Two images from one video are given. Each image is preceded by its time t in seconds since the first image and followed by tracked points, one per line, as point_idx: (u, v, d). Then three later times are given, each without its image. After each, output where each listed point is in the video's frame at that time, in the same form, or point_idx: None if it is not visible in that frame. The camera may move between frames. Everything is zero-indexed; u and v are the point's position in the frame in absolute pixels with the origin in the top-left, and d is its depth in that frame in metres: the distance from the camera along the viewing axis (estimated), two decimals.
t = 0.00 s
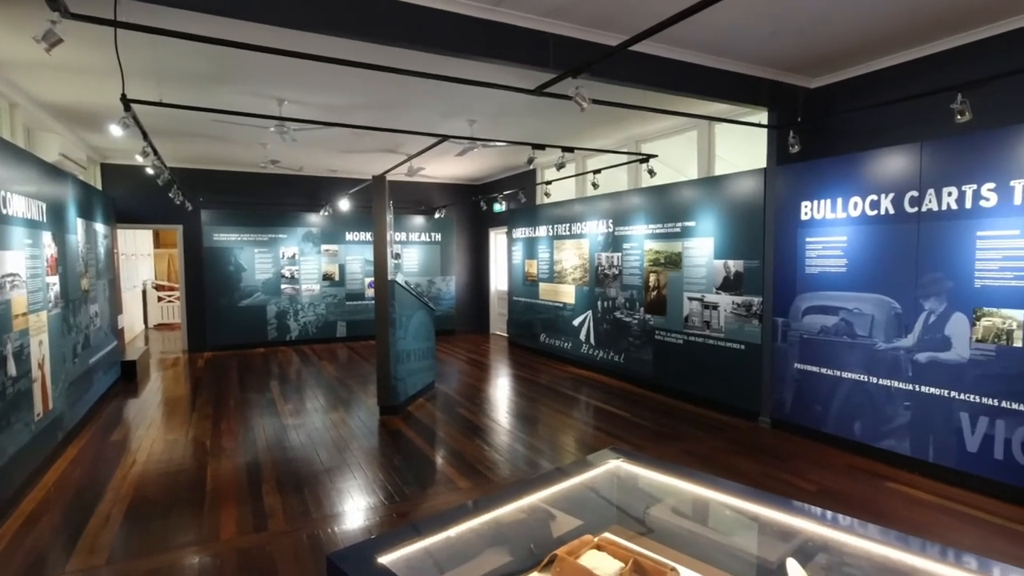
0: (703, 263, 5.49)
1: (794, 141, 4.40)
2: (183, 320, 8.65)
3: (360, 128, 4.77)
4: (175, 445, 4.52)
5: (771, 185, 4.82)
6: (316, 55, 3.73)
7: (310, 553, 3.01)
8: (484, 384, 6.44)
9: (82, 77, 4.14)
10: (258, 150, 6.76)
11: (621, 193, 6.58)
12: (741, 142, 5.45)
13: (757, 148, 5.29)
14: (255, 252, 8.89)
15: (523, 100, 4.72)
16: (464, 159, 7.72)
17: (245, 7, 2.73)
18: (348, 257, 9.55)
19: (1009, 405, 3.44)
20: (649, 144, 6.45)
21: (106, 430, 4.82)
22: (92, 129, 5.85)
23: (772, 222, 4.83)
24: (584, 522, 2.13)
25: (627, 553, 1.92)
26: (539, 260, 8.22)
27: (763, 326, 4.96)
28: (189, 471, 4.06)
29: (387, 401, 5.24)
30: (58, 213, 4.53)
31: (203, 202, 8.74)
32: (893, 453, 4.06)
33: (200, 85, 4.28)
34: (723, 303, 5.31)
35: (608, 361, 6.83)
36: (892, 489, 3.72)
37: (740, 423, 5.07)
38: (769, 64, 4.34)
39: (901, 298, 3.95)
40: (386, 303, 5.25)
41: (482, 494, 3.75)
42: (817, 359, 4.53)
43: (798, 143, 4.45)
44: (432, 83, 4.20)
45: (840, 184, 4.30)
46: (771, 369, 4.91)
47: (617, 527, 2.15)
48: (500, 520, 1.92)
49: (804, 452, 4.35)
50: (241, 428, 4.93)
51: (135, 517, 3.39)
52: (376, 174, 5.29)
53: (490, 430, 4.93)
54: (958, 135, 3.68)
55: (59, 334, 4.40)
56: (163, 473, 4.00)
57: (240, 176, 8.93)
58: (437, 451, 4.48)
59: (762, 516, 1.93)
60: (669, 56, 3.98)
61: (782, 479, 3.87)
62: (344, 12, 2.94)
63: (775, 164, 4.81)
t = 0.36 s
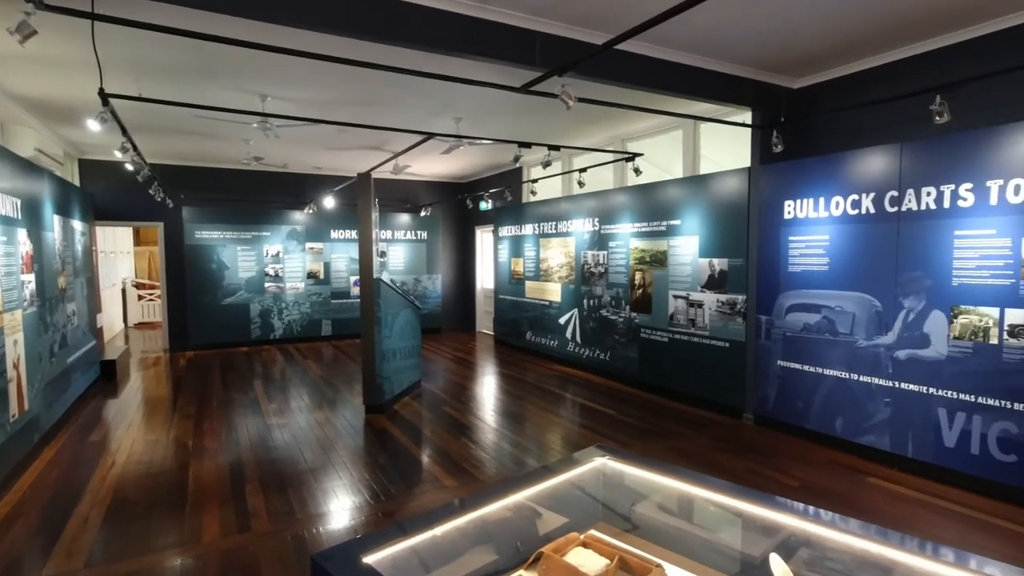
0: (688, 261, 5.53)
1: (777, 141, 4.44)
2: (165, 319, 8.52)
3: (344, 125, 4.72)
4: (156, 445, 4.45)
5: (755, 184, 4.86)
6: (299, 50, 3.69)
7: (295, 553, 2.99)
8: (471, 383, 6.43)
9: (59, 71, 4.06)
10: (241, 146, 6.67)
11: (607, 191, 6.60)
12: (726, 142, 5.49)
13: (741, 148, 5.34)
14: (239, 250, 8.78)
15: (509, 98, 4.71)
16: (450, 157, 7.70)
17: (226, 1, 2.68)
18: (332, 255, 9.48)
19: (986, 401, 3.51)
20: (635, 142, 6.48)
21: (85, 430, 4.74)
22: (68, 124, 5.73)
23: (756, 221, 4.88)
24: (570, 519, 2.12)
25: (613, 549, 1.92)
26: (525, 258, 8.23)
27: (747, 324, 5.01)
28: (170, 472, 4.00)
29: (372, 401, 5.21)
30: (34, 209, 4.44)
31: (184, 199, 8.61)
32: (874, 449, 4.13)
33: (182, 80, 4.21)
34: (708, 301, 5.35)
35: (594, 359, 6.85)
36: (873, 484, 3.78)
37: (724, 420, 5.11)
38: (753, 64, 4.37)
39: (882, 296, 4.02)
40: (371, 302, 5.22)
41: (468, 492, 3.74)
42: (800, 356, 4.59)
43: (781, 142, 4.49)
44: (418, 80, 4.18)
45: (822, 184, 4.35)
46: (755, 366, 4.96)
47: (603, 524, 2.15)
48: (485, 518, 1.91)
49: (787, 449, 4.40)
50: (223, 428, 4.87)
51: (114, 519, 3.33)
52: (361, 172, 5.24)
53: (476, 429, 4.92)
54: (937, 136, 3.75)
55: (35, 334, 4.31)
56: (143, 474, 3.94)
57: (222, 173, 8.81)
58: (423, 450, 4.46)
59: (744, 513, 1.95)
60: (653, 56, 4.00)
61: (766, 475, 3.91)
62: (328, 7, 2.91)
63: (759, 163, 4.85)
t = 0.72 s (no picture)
0: (670, 260, 5.57)
1: (757, 140, 4.49)
2: (141, 319, 8.36)
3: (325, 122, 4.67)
4: (132, 448, 4.36)
5: (736, 183, 4.92)
6: (277, 45, 3.64)
7: (275, 555, 2.95)
8: (454, 382, 6.41)
9: (28, 64, 3.96)
10: (218, 143, 6.57)
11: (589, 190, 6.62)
12: (706, 141, 5.54)
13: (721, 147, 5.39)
14: (217, 249, 8.65)
15: (491, 97, 4.70)
16: (433, 155, 7.66)
17: None
18: (314, 254, 9.38)
19: (958, 395, 3.60)
20: (617, 141, 6.51)
21: (57, 433, 4.63)
22: (38, 119, 5.59)
23: (736, 219, 4.93)
24: (552, 517, 2.11)
25: (595, 546, 1.92)
26: (508, 257, 8.23)
27: (728, 322, 5.06)
28: (147, 475, 3.93)
29: (354, 400, 5.17)
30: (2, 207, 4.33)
31: (161, 197, 8.46)
32: (851, 443, 4.20)
33: (157, 75, 4.13)
34: (690, 299, 5.40)
35: (577, 357, 6.87)
36: (851, 479, 3.84)
37: (706, 417, 5.16)
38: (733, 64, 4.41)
39: (859, 293, 4.09)
40: (353, 301, 5.17)
41: (451, 491, 3.73)
42: (779, 353, 4.65)
43: (761, 142, 4.54)
44: (399, 77, 4.15)
45: (801, 182, 4.41)
46: (735, 363, 5.01)
47: (586, 522, 2.14)
48: (468, 517, 1.89)
49: (767, 445, 4.46)
50: (202, 429, 4.79)
51: (89, 524, 3.26)
52: (343, 169, 5.20)
53: (460, 428, 4.91)
54: (911, 136, 3.82)
55: (4, 334, 4.20)
56: (119, 477, 3.86)
57: (200, 170, 8.67)
58: (406, 449, 4.44)
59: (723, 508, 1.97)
60: (635, 54, 4.01)
61: (748, 471, 3.96)
62: (307, 3, 2.87)
63: (739, 163, 4.90)
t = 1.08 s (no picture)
0: (653, 257, 5.61)
1: (738, 138, 4.53)
2: (118, 319, 8.21)
3: (305, 118, 4.62)
4: (108, 451, 4.28)
5: (717, 181, 4.96)
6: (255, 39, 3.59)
7: (256, 557, 2.92)
8: (438, 380, 6.39)
9: None
10: (196, 139, 6.46)
11: (573, 187, 6.63)
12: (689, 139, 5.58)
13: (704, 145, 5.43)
14: (197, 247, 8.53)
15: (474, 94, 4.69)
16: (416, 153, 7.62)
17: None
18: (296, 252, 9.29)
19: (933, 389, 3.67)
20: (600, 139, 6.52)
21: (31, 437, 4.53)
22: (8, 114, 5.45)
23: (718, 217, 4.97)
24: (535, 514, 2.11)
25: (579, 544, 1.90)
26: (492, 254, 8.22)
27: (710, 319, 5.10)
28: (124, 478, 3.86)
29: (338, 400, 5.13)
30: None
31: (138, 195, 8.30)
32: (831, 438, 4.26)
33: (132, 70, 4.05)
34: (673, 297, 5.43)
35: (561, 355, 6.89)
36: (831, 473, 3.90)
37: (689, 413, 5.21)
38: (713, 63, 4.44)
39: (838, 290, 4.14)
40: (335, 300, 5.12)
41: (435, 490, 3.72)
42: (760, 349, 4.70)
43: (742, 140, 4.58)
44: (381, 73, 4.11)
45: (782, 181, 4.46)
46: (717, 360, 5.06)
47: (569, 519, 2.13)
48: (451, 516, 1.87)
49: (749, 440, 4.50)
50: (181, 431, 4.72)
51: (63, 529, 3.19)
52: (324, 167, 5.14)
53: (444, 427, 4.89)
54: (888, 136, 3.89)
55: None
56: (95, 481, 3.79)
57: (178, 167, 8.52)
58: (390, 449, 4.41)
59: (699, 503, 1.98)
60: (616, 52, 4.02)
61: (731, 467, 3.99)
62: None
63: (721, 161, 4.94)
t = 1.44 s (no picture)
0: (636, 254, 5.63)
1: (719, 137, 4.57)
2: (95, 321, 8.06)
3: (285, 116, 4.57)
4: (84, 455, 4.20)
5: (699, 179, 4.99)
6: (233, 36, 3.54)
7: (237, 560, 2.88)
8: (423, 380, 6.36)
9: None
10: (172, 137, 6.36)
11: (556, 185, 6.65)
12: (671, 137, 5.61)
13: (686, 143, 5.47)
14: (175, 247, 8.42)
15: (457, 92, 4.67)
16: (398, 151, 7.58)
17: None
18: (277, 251, 9.19)
19: (911, 383, 3.73)
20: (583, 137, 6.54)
21: (4, 442, 4.42)
22: None
23: (700, 215, 5.01)
24: (520, 513, 2.06)
25: (566, 543, 1.85)
26: (475, 253, 8.21)
27: (693, 315, 5.14)
28: (100, 482, 3.79)
29: (321, 400, 5.09)
30: None
31: (114, 194, 8.15)
32: (812, 432, 4.32)
33: (105, 66, 3.98)
34: (656, 294, 5.47)
35: (545, 353, 6.91)
36: (812, 467, 3.94)
37: (672, 409, 5.25)
38: (694, 61, 4.47)
39: (817, 285, 4.20)
40: (318, 299, 5.07)
41: (419, 490, 3.71)
42: (742, 345, 4.75)
43: (723, 138, 4.62)
44: (361, 70, 4.08)
45: (762, 178, 4.50)
46: (700, 356, 5.10)
47: (553, 518, 2.08)
48: (433, 516, 1.85)
49: (732, 436, 4.55)
50: (160, 434, 4.64)
51: (38, 536, 3.13)
52: (305, 166, 5.09)
53: (429, 426, 4.88)
54: (865, 134, 3.95)
55: None
56: (70, 486, 3.71)
57: (155, 166, 8.39)
58: (374, 449, 4.38)
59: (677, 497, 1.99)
60: (597, 50, 4.03)
61: (713, 463, 4.03)
62: None
63: (703, 159, 4.98)
